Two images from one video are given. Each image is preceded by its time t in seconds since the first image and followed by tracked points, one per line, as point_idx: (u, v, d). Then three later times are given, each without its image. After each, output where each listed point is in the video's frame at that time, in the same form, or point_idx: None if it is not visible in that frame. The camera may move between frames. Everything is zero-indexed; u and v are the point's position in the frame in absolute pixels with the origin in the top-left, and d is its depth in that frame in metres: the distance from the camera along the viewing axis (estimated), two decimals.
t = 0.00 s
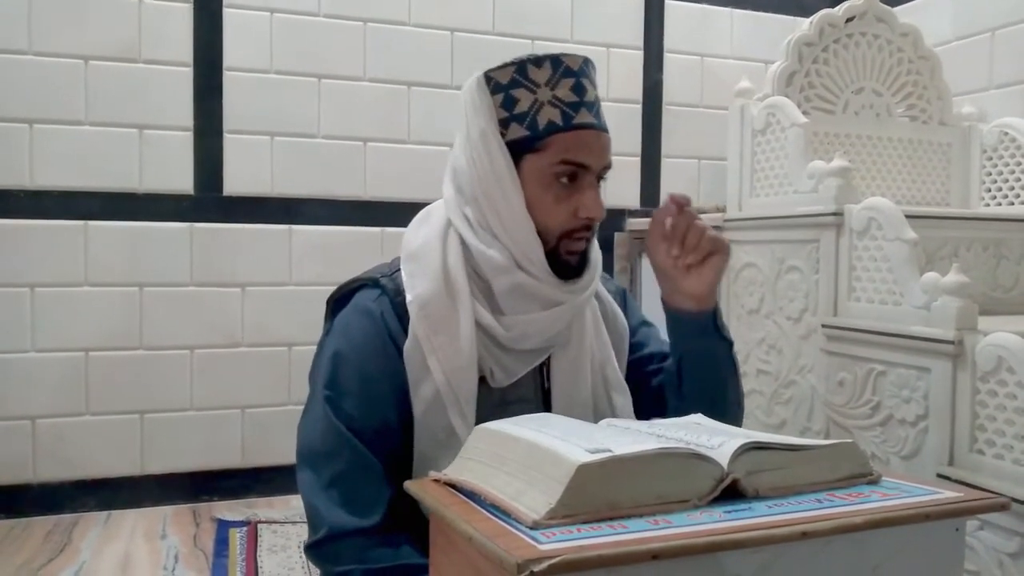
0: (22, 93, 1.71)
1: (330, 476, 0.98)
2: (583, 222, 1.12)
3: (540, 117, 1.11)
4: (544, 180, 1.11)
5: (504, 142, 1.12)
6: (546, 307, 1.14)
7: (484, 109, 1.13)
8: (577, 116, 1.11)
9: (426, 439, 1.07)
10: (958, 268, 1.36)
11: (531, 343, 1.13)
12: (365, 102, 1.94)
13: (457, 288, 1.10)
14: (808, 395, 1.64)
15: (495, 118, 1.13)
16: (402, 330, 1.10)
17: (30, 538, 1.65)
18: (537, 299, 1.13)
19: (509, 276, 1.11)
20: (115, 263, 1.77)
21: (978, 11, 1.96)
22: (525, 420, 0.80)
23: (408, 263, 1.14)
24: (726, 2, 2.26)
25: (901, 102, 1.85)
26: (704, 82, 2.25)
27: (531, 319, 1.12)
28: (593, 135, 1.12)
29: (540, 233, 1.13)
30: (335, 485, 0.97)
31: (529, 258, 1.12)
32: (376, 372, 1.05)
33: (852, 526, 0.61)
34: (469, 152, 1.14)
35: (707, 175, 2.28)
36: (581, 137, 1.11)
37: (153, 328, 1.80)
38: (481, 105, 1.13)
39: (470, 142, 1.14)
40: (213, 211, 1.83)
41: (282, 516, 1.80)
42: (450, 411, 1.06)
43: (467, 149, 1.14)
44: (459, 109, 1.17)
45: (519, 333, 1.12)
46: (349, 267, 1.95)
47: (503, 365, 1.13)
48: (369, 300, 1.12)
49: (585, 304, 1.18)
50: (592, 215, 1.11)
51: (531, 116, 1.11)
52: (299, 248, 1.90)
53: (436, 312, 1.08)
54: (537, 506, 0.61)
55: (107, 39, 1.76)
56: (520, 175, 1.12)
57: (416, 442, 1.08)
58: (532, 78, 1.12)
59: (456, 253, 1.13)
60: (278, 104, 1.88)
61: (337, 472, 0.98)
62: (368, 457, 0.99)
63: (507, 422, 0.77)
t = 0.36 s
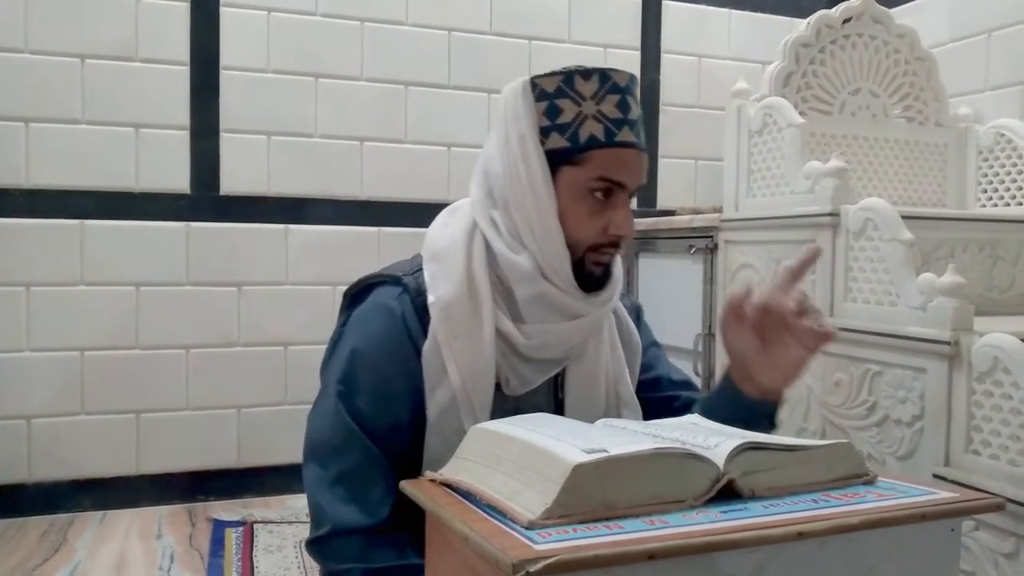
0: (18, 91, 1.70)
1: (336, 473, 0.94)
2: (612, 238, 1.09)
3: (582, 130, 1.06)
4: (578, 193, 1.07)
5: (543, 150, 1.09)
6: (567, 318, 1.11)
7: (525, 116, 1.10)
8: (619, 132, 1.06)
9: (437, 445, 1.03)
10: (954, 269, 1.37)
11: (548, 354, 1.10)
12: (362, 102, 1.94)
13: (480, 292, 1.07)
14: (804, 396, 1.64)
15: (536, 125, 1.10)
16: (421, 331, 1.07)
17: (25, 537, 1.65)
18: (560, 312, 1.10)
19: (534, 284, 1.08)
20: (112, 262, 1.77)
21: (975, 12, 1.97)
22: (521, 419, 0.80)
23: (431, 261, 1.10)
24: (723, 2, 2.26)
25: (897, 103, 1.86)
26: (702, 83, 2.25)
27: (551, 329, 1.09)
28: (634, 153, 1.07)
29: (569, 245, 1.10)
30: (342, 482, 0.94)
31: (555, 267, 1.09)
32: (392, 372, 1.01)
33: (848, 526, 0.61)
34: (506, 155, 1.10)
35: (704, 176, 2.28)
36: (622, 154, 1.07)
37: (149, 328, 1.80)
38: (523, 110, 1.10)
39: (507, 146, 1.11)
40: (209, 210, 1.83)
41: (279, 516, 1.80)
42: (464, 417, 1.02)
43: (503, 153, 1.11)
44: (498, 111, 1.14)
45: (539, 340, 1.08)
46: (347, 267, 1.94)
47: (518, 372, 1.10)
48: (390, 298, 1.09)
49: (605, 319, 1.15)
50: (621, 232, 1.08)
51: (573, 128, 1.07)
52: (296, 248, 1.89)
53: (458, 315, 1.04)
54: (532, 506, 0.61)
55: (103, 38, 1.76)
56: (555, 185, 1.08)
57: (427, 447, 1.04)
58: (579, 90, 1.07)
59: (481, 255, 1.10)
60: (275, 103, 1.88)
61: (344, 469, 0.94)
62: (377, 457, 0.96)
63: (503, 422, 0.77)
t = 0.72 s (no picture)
0: (19, 91, 1.71)
1: (350, 473, 0.87)
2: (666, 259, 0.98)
3: (646, 145, 0.95)
4: (637, 210, 0.96)
5: (604, 155, 0.96)
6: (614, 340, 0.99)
7: (587, 118, 0.97)
8: (683, 150, 0.95)
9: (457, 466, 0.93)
10: (954, 270, 1.37)
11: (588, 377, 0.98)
12: (363, 102, 1.94)
13: (522, 306, 0.95)
14: (804, 396, 1.64)
15: (598, 131, 0.97)
16: (455, 343, 0.95)
17: (26, 538, 1.65)
18: (607, 333, 0.98)
19: (581, 302, 0.96)
20: (112, 263, 1.77)
21: (975, 13, 1.97)
22: (523, 420, 0.80)
23: (472, 268, 0.98)
24: (723, 2, 2.26)
25: (898, 104, 1.86)
26: (702, 83, 2.25)
27: (595, 352, 0.97)
28: (696, 174, 0.97)
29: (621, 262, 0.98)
30: (355, 484, 0.87)
31: (606, 285, 0.96)
32: (422, 376, 0.91)
33: (850, 527, 0.61)
34: (562, 158, 0.97)
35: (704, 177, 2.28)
36: (686, 173, 0.95)
37: (150, 328, 1.80)
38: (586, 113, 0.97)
39: (567, 144, 0.97)
40: (209, 210, 1.83)
41: (279, 516, 1.80)
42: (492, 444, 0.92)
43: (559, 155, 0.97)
44: (556, 110, 1.01)
45: (581, 363, 0.97)
46: (348, 267, 1.94)
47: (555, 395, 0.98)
48: (427, 297, 0.96)
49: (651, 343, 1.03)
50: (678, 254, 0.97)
51: (636, 141, 0.95)
52: (297, 248, 1.90)
53: (496, 332, 0.92)
54: (534, 507, 0.61)
55: (104, 37, 1.76)
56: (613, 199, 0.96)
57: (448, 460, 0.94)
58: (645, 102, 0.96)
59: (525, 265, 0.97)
60: (275, 103, 1.88)
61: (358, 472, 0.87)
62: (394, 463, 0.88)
63: (504, 423, 0.77)
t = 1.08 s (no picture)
0: (20, 91, 1.71)
1: (367, 478, 0.90)
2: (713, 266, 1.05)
3: (696, 153, 0.99)
4: (687, 219, 1.02)
5: (652, 169, 1.01)
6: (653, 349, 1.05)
7: (635, 132, 1.01)
8: (732, 158, 1.00)
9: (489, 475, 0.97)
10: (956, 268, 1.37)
11: (630, 383, 1.04)
12: (364, 102, 1.94)
13: (569, 316, 1.00)
14: (806, 395, 1.64)
15: (645, 143, 1.02)
16: (495, 353, 0.98)
17: (29, 537, 1.65)
18: (650, 342, 1.04)
19: (628, 313, 1.02)
20: (114, 263, 1.77)
21: (977, 11, 1.97)
22: (525, 419, 0.80)
23: (516, 278, 1.02)
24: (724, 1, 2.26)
25: (899, 103, 1.85)
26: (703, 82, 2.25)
27: (638, 361, 1.03)
28: (743, 181, 1.02)
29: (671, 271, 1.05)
30: (370, 489, 0.89)
31: (652, 296, 1.03)
32: (453, 388, 0.93)
33: (854, 525, 0.61)
34: (608, 170, 1.02)
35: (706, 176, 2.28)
36: (734, 181, 1.01)
37: (151, 328, 1.80)
38: (633, 126, 1.01)
39: (611, 159, 1.02)
40: (211, 209, 1.83)
41: (282, 516, 1.80)
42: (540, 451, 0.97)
43: (605, 167, 1.02)
44: (598, 119, 1.05)
45: (622, 371, 1.02)
46: (349, 267, 1.94)
47: (596, 402, 1.04)
48: (467, 307, 0.99)
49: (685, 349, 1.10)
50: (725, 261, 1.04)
51: (687, 149, 1.00)
52: (298, 248, 1.89)
53: (546, 344, 0.97)
54: (538, 505, 0.61)
55: (106, 37, 1.76)
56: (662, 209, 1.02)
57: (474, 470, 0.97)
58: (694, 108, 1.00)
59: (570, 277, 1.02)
60: (277, 102, 1.88)
61: (375, 477, 0.89)
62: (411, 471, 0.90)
63: (507, 422, 0.77)
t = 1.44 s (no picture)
0: (24, 90, 1.71)
1: (362, 479, 0.90)
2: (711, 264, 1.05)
3: (695, 151, 0.99)
4: (684, 217, 1.01)
5: (650, 168, 1.01)
6: (651, 347, 1.04)
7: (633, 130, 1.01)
8: (731, 157, 1.00)
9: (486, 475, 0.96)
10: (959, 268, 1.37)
11: (626, 382, 1.03)
12: (367, 102, 1.94)
13: (562, 314, 0.99)
14: (808, 396, 1.64)
15: (644, 141, 1.01)
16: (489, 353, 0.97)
17: (31, 535, 1.65)
18: (648, 340, 1.03)
19: (624, 311, 1.01)
20: (117, 262, 1.77)
21: (980, 12, 1.97)
22: (528, 418, 0.80)
23: (509, 277, 1.01)
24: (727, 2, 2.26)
25: (902, 103, 1.85)
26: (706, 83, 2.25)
27: (635, 359, 1.01)
28: (740, 180, 1.03)
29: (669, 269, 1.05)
30: (365, 490, 0.89)
31: (649, 294, 1.02)
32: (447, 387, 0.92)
33: (855, 524, 0.61)
34: (606, 168, 1.01)
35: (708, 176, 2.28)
36: (732, 180, 1.01)
37: (154, 327, 1.80)
38: (632, 124, 1.01)
39: (607, 157, 1.01)
40: (214, 208, 1.84)
41: (284, 515, 1.80)
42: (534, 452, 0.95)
43: (603, 164, 1.01)
44: (596, 118, 1.04)
45: (618, 369, 1.01)
46: (351, 266, 1.94)
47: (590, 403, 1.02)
48: (460, 305, 0.98)
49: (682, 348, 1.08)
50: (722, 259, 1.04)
51: (686, 148, 0.99)
52: (300, 247, 1.90)
53: (538, 342, 0.96)
54: (540, 504, 0.61)
55: (109, 36, 1.76)
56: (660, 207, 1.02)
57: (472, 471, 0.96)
58: (693, 107, 1.00)
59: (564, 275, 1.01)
60: (279, 102, 1.88)
61: (370, 477, 0.89)
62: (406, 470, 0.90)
63: (510, 420, 0.77)
